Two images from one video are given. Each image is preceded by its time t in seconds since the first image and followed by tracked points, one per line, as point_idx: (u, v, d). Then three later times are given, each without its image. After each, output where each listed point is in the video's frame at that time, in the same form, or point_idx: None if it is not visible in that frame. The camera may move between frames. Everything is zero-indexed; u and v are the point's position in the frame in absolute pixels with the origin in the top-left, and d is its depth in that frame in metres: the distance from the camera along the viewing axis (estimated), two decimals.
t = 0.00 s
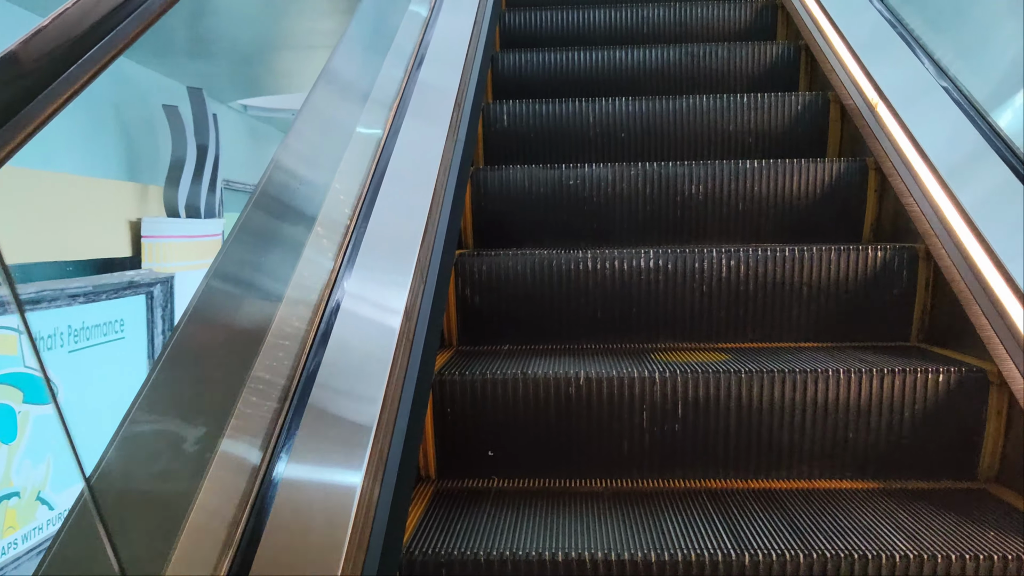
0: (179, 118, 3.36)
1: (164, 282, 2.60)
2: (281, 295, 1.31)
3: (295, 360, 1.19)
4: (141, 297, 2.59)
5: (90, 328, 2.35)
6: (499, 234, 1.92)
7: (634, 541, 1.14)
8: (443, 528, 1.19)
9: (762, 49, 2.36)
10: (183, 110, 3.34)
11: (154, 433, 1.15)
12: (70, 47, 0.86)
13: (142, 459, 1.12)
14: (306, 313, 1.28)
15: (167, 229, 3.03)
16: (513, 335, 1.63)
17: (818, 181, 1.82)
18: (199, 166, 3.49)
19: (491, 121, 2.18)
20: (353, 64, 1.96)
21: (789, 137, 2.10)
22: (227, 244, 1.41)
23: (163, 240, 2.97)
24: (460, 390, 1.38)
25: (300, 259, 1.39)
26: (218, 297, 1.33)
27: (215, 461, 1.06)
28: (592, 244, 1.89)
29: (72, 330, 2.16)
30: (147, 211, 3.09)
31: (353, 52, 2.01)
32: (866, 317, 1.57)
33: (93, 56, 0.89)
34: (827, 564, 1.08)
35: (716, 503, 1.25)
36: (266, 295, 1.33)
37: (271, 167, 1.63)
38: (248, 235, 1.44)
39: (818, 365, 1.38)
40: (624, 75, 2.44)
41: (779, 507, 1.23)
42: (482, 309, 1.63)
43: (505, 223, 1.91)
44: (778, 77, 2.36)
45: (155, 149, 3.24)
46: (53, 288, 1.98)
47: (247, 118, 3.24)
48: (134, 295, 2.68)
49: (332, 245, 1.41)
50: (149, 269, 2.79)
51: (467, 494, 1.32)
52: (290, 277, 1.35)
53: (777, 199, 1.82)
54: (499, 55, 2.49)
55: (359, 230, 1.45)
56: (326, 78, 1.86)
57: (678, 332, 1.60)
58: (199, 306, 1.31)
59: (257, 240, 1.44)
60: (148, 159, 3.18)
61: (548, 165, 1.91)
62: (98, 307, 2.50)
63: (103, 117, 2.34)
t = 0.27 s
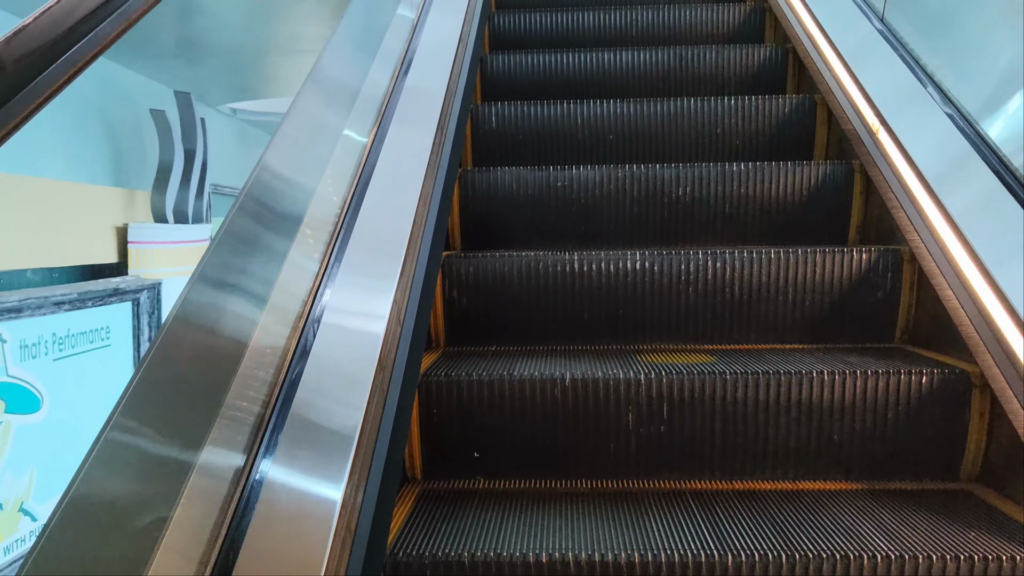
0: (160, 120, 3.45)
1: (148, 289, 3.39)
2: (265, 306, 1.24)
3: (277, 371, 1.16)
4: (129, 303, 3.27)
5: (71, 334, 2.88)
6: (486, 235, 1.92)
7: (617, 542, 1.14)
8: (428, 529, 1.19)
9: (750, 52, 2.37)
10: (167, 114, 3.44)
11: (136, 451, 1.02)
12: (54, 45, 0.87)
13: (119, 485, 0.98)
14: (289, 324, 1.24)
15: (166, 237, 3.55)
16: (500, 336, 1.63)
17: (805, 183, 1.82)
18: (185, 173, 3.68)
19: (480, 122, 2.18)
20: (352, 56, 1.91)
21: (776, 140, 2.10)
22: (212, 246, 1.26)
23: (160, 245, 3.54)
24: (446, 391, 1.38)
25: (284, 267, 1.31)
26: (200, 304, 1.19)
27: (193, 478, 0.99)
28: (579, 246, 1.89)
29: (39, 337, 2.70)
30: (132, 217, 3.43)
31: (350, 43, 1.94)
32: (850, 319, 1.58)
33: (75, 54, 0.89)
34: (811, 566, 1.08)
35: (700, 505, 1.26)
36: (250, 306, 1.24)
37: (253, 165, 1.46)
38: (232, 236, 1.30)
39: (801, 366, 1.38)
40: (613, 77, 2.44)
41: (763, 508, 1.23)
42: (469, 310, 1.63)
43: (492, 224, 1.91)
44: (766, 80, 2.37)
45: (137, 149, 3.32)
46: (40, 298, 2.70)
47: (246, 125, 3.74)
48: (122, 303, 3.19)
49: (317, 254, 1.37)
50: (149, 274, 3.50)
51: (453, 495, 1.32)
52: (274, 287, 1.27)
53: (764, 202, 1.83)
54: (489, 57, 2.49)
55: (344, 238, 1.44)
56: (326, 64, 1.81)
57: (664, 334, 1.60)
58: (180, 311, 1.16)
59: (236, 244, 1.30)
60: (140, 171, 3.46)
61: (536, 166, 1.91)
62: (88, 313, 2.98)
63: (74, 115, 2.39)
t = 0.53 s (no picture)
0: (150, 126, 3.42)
1: (137, 298, 3.31)
2: (253, 311, 1.23)
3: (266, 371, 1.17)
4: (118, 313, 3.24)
5: (58, 344, 2.91)
6: (478, 238, 1.92)
7: (606, 546, 1.14)
8: (418, 532, 1.19)
9: (741, 56, 2.38)
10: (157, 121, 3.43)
11: (120, 459, 1.02)
12: (41, 49, 0.86)
13: (104, 492, 1.00)
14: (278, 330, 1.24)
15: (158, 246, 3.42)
16: (491, 340, 1.63)
17: (796, 187, 1.83)
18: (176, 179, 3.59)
19: (472, 125, 2.18)
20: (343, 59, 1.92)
21: (768, 144, 2.11)
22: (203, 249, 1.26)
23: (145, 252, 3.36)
24: (436, 395, 1.38)
25: (273, 274, 1.31)
26: (187, 311, 1.18)
27: (184, 487, 0.98)
28: (570, 250, 1.89)
29: (23, 349, 2.73)
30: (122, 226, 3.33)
31: (341, 48, 1.94)
32: (841, 323, 1.58)
33: (63, 58, 0.88)
34: (802, 570, 1.09)
35: (690, 508, 1.26)
36: (238, 312, 1.23)
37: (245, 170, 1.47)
38: (221, 241, 1.30)
39: (791, 370, 1.39)
40: (605, 80, 2.45)
41: (753, 512, 1.23)
42: (460, 313, 1.63)
43: (484, 227, 1.91)
44: (757, 84, 2.38)
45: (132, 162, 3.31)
46: (25, 308, 2.69)
47: (236, 129, 3.61)
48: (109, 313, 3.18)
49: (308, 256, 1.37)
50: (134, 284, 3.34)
51: (443, 498, 1.31)
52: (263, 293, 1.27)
53: (755, 206, 1.84)
54: (481, 60, 2.49)
55: (337, 236, 1.45)
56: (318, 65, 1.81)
57: (655, 337, 1.61)
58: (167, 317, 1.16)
59: (226, 248, 1.30)
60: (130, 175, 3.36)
61: (527, 170, 1.92)
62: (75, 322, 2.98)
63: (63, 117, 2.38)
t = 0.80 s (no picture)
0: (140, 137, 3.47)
1: (126, 310, 3.33)
2: (243, 323, 1.28)
3: (255, 387, 1.17)
4: (106, 324, 3.26)
5: (46, 358, 2.86)
6: (471, 245, 1.92)
7: (599, 552, 1.14)
8: (410, 539, 1.19)
9: (734, 63, 2.39)
10: (146, 129, 3.43)
11: (107, 467, 1.10)
12: (32, 57, 0.86)
13: (88, 504, 1.06)
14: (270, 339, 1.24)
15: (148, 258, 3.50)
16: (484, 346, 1.64)
17: (787, 194, 1.84)
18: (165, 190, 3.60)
19: (465, 132, 2.19)
20: (329, 73, 1.96)
21: (760, 150, 2.12)
22: (193, 262, 1.32)
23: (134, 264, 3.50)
24: (429, 402, 1.38)
25: (264, 284, 1.36)
26: (179, 323, 1.24)
27: (177, 505, 1.00)
28: (563, 257, 1.90)
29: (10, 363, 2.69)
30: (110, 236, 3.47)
31: (329, 59, 1.99)
32: (832, 329, 1.59)
33: (53, 67, 0.87)
34: None
35: (683, 514, 1.26)
36: (230, 323, 1.28)
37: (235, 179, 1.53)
38: (213, 252, 1.36)
39: (783, 376, 1.39)
40: (597, 87, 2.46)
41: (744, 517, 1.24)
42: (453, 320, 1.63)
43: (477, 234, 1.92)
44: (750, 91, 2.39)
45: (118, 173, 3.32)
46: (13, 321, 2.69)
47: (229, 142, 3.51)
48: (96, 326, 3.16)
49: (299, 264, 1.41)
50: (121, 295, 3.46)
51: (435, 504, 1.32)
52: (253, 304, 1.32)
53: (747, 213, 1.84)
54: (474, 67, 2.50)
55: (329, 244, 1.46)
56: (299, 89, 1.83)
57: (647, 343, 1.61)
58: (156, 331, 1.20)
59: (220, 259, 1.37)
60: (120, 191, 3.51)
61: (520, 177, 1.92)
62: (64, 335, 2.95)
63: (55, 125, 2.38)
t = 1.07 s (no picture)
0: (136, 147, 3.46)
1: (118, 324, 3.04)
2: (239, 335, 1.29)
3: (253, 395, 1.16)
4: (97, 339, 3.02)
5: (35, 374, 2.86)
6: (468, 254, 1.93)
7: (595, 560, 1.13)
8: (406, 548, 1.18)
9: (729, 72, 2.40)
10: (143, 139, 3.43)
11: (102, 486, 1.08)
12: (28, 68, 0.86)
13: (78, 518, 1.03)
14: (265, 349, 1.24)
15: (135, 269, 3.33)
16: (480, 355, 1.64)
17: (782, 203, 1.84)
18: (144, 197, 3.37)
19: (461, 141, 2.19)
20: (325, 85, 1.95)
21: (755, 159, 2.13)
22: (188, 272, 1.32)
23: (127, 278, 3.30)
24: (425, 411, 1.37)
25: (258, 294, 1.38)
26: (175, 337, 1.25)
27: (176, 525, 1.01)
28: (559, 265, 1.90)
29: None
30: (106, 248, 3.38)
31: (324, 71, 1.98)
32: (828, 338, 1.59)
33: (49, 77, 0.87)
34: None
35: (679, 523, 1.26)
36: (225, 334, 1.30)
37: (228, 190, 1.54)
38: (208, 264, 1.36)
39: (779, 386, 1.39)
40: (593, 96, 2.47)
41: (741, 527, 1.24)
42: (449, 329, 1.63)
43: (473, 243, 1.92)
44: (745, 100, 2.40)
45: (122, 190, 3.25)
46: None
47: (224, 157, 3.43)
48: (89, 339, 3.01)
49: (294, 273, 1.42)
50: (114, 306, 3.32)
51: (432, 514, 1.31)
52: (248, 315, 1.34)
53: (742, 223, 1.85)
54: (470, 76, 2.51)
55: (324, 252, 1.46)
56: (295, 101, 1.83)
57: (643, 352, 1.61)
58: (151, 346, 1.20)
59: (215, 270, 1.38)
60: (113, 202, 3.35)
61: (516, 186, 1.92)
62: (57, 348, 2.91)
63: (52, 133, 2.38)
